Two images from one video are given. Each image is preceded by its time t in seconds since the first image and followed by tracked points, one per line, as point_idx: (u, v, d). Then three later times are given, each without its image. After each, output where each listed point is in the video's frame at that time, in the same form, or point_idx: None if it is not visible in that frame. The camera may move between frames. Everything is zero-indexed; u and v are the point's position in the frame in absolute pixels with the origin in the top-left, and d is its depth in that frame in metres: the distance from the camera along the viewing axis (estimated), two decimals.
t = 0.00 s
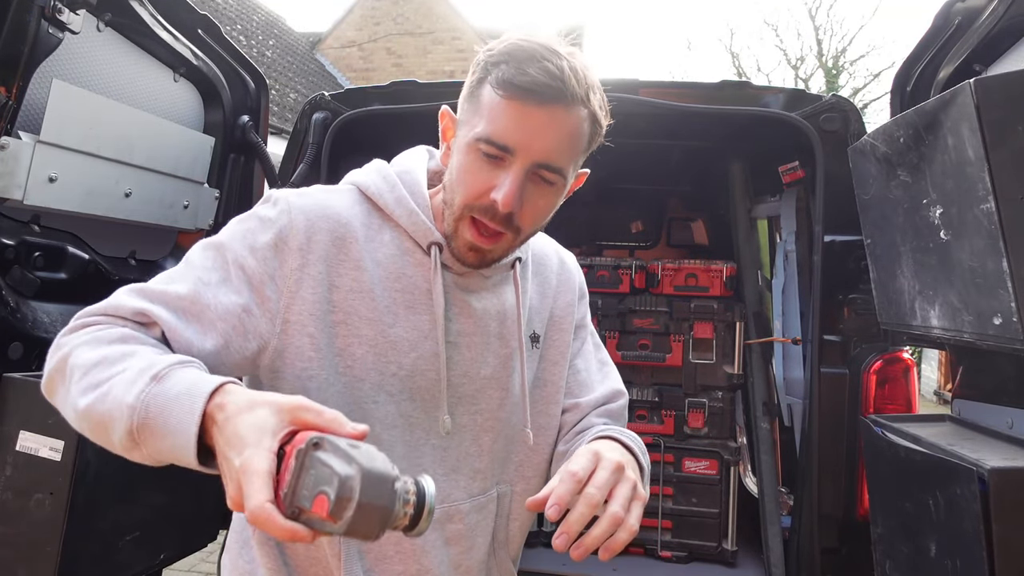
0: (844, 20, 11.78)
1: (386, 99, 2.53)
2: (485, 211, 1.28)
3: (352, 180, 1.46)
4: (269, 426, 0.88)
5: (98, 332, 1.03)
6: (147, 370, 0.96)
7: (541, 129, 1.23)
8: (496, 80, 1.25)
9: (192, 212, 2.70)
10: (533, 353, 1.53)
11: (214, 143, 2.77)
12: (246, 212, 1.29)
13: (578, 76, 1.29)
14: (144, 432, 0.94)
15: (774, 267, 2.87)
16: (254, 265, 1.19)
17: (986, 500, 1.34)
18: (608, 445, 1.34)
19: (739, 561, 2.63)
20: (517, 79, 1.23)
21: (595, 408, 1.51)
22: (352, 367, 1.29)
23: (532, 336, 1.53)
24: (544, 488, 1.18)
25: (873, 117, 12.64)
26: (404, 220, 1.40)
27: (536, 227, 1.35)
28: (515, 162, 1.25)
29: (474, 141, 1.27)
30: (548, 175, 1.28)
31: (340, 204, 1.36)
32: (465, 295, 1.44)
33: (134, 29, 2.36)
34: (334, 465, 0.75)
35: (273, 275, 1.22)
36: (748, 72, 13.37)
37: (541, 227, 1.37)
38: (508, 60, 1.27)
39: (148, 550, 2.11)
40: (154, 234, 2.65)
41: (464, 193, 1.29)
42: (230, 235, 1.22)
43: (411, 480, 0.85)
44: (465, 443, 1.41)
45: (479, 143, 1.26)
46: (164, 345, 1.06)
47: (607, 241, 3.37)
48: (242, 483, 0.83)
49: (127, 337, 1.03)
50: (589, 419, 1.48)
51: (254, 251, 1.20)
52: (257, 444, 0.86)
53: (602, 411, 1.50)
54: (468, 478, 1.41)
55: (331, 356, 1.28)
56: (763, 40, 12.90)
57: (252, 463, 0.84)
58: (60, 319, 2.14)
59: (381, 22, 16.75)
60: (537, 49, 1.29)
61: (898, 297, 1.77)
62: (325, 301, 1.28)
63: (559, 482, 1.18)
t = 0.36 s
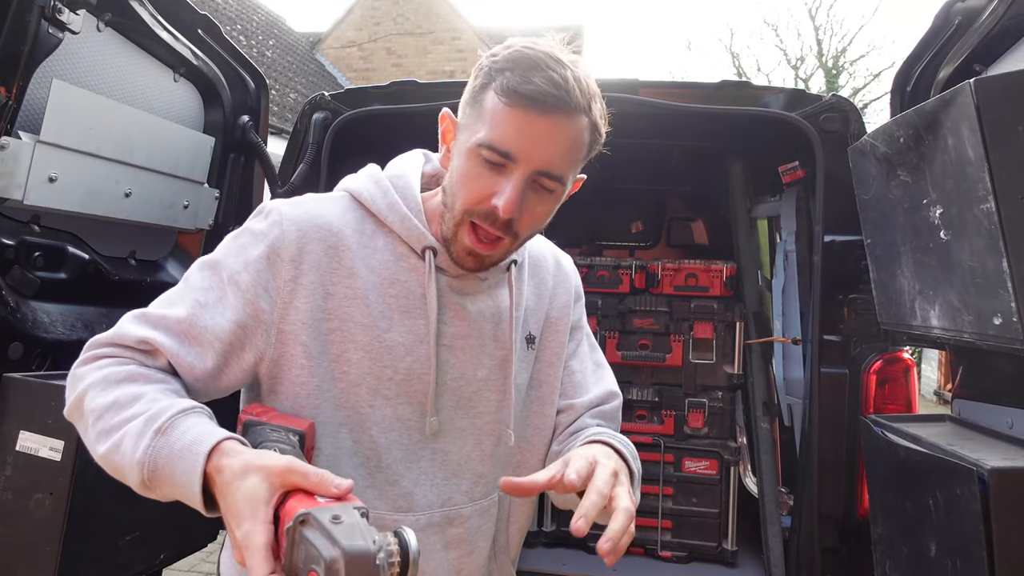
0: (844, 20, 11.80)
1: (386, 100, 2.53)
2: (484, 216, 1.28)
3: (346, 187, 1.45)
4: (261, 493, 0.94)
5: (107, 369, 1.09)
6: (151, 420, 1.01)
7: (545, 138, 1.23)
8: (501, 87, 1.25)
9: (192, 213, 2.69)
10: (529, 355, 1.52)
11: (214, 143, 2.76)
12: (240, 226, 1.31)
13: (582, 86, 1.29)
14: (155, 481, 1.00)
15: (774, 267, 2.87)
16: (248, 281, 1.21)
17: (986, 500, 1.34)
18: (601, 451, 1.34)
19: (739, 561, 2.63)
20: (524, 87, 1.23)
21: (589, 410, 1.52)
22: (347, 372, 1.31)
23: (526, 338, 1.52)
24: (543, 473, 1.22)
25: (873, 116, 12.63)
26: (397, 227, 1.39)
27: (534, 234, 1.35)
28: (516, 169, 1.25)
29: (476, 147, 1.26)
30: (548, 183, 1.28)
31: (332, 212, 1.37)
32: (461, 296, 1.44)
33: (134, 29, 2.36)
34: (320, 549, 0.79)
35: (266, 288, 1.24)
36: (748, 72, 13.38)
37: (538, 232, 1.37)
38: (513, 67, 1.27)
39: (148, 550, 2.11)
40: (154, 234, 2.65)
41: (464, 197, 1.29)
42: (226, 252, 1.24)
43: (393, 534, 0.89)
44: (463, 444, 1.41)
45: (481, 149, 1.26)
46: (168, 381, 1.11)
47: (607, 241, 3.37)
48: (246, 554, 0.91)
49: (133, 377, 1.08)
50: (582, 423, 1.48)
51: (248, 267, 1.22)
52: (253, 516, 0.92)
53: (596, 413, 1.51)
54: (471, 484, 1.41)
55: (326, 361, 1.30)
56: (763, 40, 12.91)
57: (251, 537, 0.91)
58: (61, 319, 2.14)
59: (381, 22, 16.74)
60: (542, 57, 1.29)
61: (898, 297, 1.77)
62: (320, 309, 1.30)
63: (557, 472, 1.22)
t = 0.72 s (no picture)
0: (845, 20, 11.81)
1: (386, 100, 2.53)
2: (467, 205, 1.28)
3: (333, 188, 1.46)
4: (234, 471, 0.95)
5: (103, 367, 1.13)
6: (139, 411, 1.04)
7: (523, 126, 1.23)
8: (479, 78, 1.25)
9: (192, 213, 2.69)
10: (520, 348, 1.53)
11: (214, 143, 2.76)
12: (231, 230, 1.33)
13: (561, 76, 1.29)
14: (143, 470, 1.03)
15: (774, 267, 2.87)
16: (235, 282, 1.23)
17: (986, 501, 1.34)
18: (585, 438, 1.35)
19: (739, 561, 2.62)
20: (500, 76, 1.23)
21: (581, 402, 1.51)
22: (340, 369, 1.31)
23: (517, 331, 1.53)
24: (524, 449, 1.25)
25: (872, 116, 12.65)
26: (383, 224, 1.39)
27: (518, 224, 1.35)
28: (496, 158, 1.25)
29: (456, 137, 1.27)
30: (529, 171, 1.28)
31: (319, 213, 1.37)
32: (452, 292, 1.44)
33: (134, 29, 2.36)
34: (288, 513, 0.81)
35: (252, 288, 1.25)
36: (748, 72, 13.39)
37: (521, 222, 1.36)
38: (490, 58, 1.27)
39: (148, 549, 2.11)
40: (154, 234, 2.65)
41: (447, 187, 1.29)
42: (216, 254, 1.27)
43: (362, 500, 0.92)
44: (457, 438, 1.41)
45: (461, 139, 1.26)
46: (161, 375, 1.14)
47: (607, 241, 3.36)
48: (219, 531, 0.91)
49: (126, 372, 1.12)
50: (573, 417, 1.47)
51: (235, 267, 1.24)
52: (227, 492, 0.93)
53: (587, 405, 1.50)
54: (466, 475, 1.41)
55: (317, 359, 1.30)
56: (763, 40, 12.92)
57: (224, 511, 0.91)
58: (61, 319, 2.14)
59: (381, 22, 16.74)
60: (520, 48, 1.29)
61: (899, 297, 1.77)
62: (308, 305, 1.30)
63: (541, 446, 1.25)
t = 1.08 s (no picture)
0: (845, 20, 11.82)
1: (386, 100, 2.53)
2: (460, 205, 1.27)
3: (317, 189, 1.45)
4: (232, 483, 0.95)
5: (92, 383, 1.13)
6: (131, 426, 1.04)
7: (514, 124, 1.23)
8: (466, 76, 1.25)
9: (192, 213, 2.69)
10: (512, 343, 1.53)
11: (214, 143, 2.77)
12: (215, 237, 1.32)
13: (547, 71, 1.29)
14: (137, 485, 1.03)
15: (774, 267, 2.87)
16: (222, 289, 1.22)
17: (986, 500, 1.34)
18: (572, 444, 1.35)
19: (739, 561, 2.63)
20: (489, 74, 1.22)
21: (569, 396, 1.53)
22: (335, 373, 1.30)
23: (509, 326, 1.53)
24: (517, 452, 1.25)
25: (872, 116, 12.66)
26: (371, 225, 1.39)
27: (510, 221, 1.34)
28: (488, 156, 1.24)
29: (446, 137, 1.26)
30: (520, 168, 1.28)
31: (305, 215, 1.36)
32: (447, 292, 1.44)
33: (134, 29, 2.36)
34: (290, 520, 0.81)
35: (241, 295, 1.24)
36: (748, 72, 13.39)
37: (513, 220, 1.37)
38: (477, 56, 1.27)
39: (148, 549, 2.11)
40: (154, 234, 2.65)
41: (439, 188, 1.28)
42: (201, 262, 1.26)
43: (363, 508, 0.92)
44: (453, 436, 1.41)
45: (452, 139, 1.25)
46: (152, 387, 1.14)
47: (607, 241, 3.36)
48: (218, 544, 0.90)
49: (116, 387, 1.11)
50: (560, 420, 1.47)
51: (221, 274, 1.23)
52: (224, 505, 0.93)
53: (575, 399, 1.52)
54: (462, 472, 1.41)
55: (310, 363, 1.30)
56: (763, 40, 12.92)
57: (222, 524, 0.91)
58: (61, 319, 2.14)
59: (381, 22, 16.74)
60: (506, 45, 1.29)
61: (898, 297, 1.77)
62: (297, 310, 1.29)
63: (534, 451, 1.25)
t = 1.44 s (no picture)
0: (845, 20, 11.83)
1: (386, 100, 2.53)
2: (459, 206, 1.26)
3: (305, 188, 1.41)
4: (241, 542, 0.79)
5: (61, 409, 0.96)
6: (116, 464, 0.90)
7: (514, 123, 1.23)
8: (466, 73, 1.24)
9: (193, 212, 2.69)
10: (504, 346, 1.54)
11: (214, 143, 2.77)
12: (199, 237, 1.22)
13: (547, 69, 1.29)
14: (118, 536, 0.88)
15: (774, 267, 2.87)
16: (222, 294, 1.15)
17: (986, 500, 1.34)
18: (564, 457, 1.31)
19: (739, 561, 2.63)
20: (490, 72, 1.22)
21: (559, 401, 1.55)
22: (327, 381, 1.29)
23: (502, 329, 1.54)
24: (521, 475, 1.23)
25: (872, 116, 12.67)
26: (367, 227, 1.37)
27: (508, 222, 1.34)
28: (488, 155, 1.24)
29: (445, 136, 1.25)
30: (520, 168, 1.28)
31: (300, 216, 1.33)
32: (441, 294, 1.43)
33: (134, 29, 2.36)
34: None
35: (242, 300, 1.19)
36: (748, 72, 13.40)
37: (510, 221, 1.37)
38: (477, 53, 1.26)
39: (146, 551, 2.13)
40: (154, 234, 2.64)
41: (437, 189, 1.27)
42: (191, 264, 1.15)
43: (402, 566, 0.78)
44: (444, 442, 1.41)
45: (452, 138, 1.24)
46: (134, 415, 0.99)
47: (606, 241, 3.37)
48: None
49: (94, 414, 0.96)
50: (552, 431, 1.45)
51: (221, 277, 1.15)
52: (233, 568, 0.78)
53: (564, 404, 1.54)
54: (453, 477, 1.43)
55: (306, 370, 1.27)
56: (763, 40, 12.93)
57: None
58: (61, 319, 2.14)
59: (381, 22, 16.75)
60: (507, 43, 1.29)
61: (898, 297, 1.77)
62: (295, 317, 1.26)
63: (536, 476, 1.23)
